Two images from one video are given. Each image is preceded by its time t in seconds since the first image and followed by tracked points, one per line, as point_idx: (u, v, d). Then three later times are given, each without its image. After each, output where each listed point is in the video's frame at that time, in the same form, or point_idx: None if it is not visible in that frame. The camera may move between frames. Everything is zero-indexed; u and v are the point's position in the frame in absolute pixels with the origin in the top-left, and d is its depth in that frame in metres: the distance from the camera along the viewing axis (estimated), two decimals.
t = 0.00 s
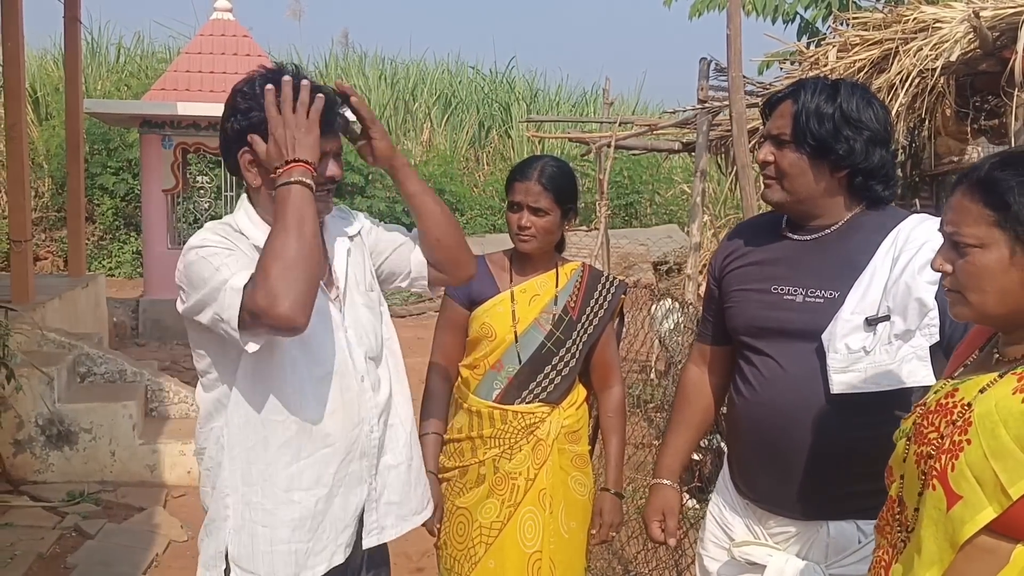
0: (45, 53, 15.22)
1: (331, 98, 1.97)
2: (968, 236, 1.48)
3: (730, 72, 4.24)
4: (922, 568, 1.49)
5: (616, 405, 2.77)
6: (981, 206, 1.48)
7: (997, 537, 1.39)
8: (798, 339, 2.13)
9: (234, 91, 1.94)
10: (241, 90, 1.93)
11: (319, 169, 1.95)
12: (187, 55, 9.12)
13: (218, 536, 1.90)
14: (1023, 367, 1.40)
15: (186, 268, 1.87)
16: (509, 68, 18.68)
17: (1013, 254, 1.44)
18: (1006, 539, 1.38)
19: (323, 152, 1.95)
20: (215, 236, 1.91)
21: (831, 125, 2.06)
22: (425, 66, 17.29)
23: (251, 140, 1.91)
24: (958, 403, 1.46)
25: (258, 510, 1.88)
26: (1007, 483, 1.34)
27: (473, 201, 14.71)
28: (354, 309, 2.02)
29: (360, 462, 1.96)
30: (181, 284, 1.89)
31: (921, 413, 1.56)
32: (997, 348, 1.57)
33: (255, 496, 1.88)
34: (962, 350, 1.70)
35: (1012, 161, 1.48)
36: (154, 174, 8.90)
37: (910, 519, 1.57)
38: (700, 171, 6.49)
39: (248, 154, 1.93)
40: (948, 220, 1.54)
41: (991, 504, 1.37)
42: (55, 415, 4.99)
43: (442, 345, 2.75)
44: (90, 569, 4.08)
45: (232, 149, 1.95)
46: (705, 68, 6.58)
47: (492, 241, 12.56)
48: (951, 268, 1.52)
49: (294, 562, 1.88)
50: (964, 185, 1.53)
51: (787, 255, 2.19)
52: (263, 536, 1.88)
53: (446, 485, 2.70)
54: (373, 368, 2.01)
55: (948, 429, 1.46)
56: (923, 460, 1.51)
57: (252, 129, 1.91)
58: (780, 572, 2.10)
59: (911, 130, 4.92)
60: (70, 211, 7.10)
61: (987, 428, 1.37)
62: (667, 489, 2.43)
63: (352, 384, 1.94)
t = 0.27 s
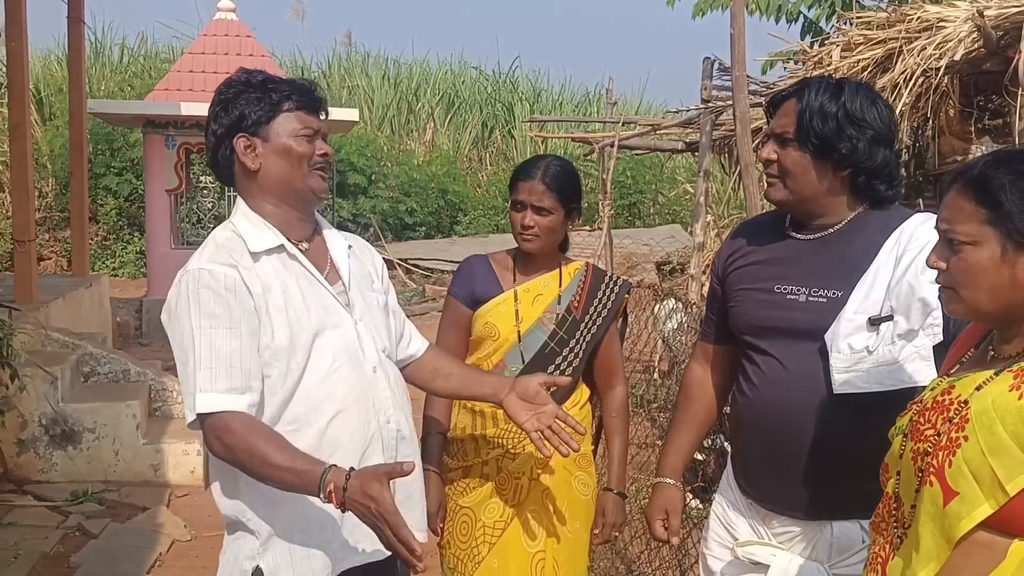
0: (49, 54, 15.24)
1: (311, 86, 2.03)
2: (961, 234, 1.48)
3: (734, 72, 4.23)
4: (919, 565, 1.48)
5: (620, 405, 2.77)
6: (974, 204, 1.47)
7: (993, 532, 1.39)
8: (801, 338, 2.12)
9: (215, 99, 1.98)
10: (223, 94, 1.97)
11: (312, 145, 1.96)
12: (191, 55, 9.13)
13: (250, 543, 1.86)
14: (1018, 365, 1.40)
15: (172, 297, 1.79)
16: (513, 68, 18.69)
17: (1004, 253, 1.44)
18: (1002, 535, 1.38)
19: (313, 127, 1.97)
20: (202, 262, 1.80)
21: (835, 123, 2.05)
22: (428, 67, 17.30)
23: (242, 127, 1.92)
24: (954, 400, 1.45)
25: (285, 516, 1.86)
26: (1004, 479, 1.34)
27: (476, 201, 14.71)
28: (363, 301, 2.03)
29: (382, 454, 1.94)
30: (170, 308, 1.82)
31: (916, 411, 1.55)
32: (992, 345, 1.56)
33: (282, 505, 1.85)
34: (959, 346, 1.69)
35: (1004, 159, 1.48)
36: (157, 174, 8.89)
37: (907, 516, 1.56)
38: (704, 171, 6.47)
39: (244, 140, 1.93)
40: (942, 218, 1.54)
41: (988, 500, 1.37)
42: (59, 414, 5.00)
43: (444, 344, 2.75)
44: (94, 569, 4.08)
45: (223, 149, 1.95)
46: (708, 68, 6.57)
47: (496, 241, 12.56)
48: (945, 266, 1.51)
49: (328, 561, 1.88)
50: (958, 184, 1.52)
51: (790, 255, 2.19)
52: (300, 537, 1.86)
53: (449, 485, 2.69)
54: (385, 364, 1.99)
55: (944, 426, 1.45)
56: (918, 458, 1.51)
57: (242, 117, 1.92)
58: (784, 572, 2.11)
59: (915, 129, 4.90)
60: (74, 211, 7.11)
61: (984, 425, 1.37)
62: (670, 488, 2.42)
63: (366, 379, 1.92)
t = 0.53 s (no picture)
0: (51, 53, 15.24)
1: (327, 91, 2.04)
2: (961, 233, 1.48)
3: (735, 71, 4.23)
4: (918, 563, 1.48)
5: (621, 404, 2.76)
6: (974, 203, 1.47)
7: (992, 530, 1.38)
8: (802, 338, 2.12)
9: (230, 98, 1.98)
10: (237, 94, 1.97)
11: (325, 149, 1.97)
12: (192, 55, 9.14)
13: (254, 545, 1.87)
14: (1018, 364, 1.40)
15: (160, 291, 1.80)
16: (513, 68, 18.69)
17: (1004, 252, 1.44)
18: (1000, 533, 1.38)
19: (325, 131, 1.98)
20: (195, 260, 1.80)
21: (835, 122, 2.05)
22: (429, 66, 17.30)
23: (258, 125, 1.92)
24: (954, 399, 1.45)
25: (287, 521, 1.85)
26: (1003, 477, 1.34)
27: (477, 201, 14.71)
28: (368, 302, 2.02)
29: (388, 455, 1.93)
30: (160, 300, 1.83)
31: (916, 410, 1.55)
32: (993, 344, 1.56)
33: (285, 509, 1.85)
34: (959, 345, 1.68)
35: (1004, 160, 1.48)
36: (158, 174, 8.89)
37: (906, 514, 1.56)
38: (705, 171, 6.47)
39: (258, 138, 1.92)
40: (943, 217, 1.53)
41: (987, 498, 1.37)
42: (60, 414, 5.00)
43: (445, 343, 2.75)
44: (95, 569, 4.09)
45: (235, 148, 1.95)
46: (709, 68, 6.57)
47: (497, 241, 12.56)
48: (945, 265, 1.51)
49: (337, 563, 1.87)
50: (959, 183, 1.52)
51: (791, 255, 2.19)
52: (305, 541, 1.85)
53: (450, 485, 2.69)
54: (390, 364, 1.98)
55: (944, 425, 1.45)
56: (918, 456, 1.50)
57: (258, 116, 1.92)
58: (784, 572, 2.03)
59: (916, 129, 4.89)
60: (75, 210, 7.11)
61: (984, 423, 1.37)
62: (673, 489, 2.42)
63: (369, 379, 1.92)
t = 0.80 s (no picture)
0: (52, 54, 15.25)
1: (350, 91, 2.02)
2: (970, 230, 1.48)
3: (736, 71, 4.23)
4: (918, 558, 1.48)
5: (624, 404, 2.76)
6: (984, 201, 1.47)
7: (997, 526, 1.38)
8: (805, 337, 2.13)
9: (252, 90, 1.97)
10: (260, 87, 1.96)
11: (342, 154, 1.96)
12: (194, 55, 9.14)
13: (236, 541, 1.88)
14: None
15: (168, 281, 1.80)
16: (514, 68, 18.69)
17: (1012, 249, 1.44)
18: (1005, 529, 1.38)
19: (345, 135, 1.97)
20: (203, 254, 1.79)
21: (839, 121, 2.05)
22: (430, 66, 17.31)
23: (276, 125, 1.92)
24: (961, 395, 1.45)
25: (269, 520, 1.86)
26: (1009, 474, 1.34)
27: (478, 200, 14.72)
28: (374, 306, 2.02)
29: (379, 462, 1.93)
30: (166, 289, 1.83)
31: (923, 405, 1.56)
32: (1000, 341, 1.56)
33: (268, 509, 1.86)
34: (962, 344, 1.68)
35: (1013, 157, 1.48)
36: (160, 174, 8.90)
37: (909, 509, 1.56)
38: (705, 171, 6.48)
39: (275, 139, 1.92)
40: (952, 215, 1.54)
41: (994, 494, 1.37)
42: (62, 414, 5.01)
43: (448, 341, 2.75)
44: (97, 568, 4.09)
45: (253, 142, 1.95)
46: (711, 67, 6.57)
47: (499, 241, 12.56)
48: (954, 263, 1.51)
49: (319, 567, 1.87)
50: (969, 181, 1.52)
51: (794, 254, 2.19)
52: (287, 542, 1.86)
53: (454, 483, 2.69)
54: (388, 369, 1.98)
55: (951, 421, 1.45)
56: (923, 451, 1.51)
57: (277, 116, 1.92)
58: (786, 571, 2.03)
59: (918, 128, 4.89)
60: (76, 210, 7.12)
61: (991, 419, 1.37)
62: (677, 488, 2.41)
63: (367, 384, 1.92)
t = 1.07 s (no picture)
0: (52, 54, 15.25)
1: (369, 101, 2.01)
2: (975, 231, 1.48)
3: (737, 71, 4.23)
4: (921, 560, 1.48)
5: (625, 404, 2.76)
6: (988, 202, 1.47)
7: (1000, 528, 1.39)
8: (809, 337, 2.13)
9: (270, 95, 1.98)
10: (279, 92, 1.96)
11: (355, 167, 1.95)
12: (194, 55, 9.15)
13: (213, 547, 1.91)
14: None
15: (184, 276, 1.79)
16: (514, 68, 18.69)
17: (1017, 250, 1.44)
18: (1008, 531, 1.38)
19: (360, 147, 1.96)
20: (222, 254, 1.79)
21: (843, 123, 2.05)
22: (430, 66, 17.31)
23: (290, 133, 1.93)
24: (965, 395, 1.45)
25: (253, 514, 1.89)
26: (1013, 477, 1.34)
27: (478, 200, 14.72)
28: (377, 320, 2.03)
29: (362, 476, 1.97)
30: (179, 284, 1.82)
31: (927, 405, 1.56)
32: (1004, 341, 1.56)
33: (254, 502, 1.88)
34: (966, 346, 1.69)
35: (1018, 157, 1.48)
36: (161, 174, 8.90)
37: (912, 509, 1.56)
38: (706, 171, 6.48)
39: (287, 148, 1.94)
40: (956, 216, 1.54)
41: (996, 496, 1.37)
42: (63, 414, 5.01)
43: (449, 341, 2.77)
44: (98, 568, 4.09)
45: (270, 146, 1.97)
46: (711, 67, 6.57)
47: (499, 241, 12.56)
48: (959, 264, 1.52)
49: None
50: (974, 182, 1.53)
51: (798, 254, 2.19)
52: (264, 548, 1.88)
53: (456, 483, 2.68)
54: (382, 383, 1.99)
55: (954, 422, 1.45)
56: (927, 452, 1.51)
57: (293, 125, 1.92)
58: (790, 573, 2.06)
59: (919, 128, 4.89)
60: (77, 210, 7.12)
61: (995, 421, 1.37)
62: (675, 488, 2.41)
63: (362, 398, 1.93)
